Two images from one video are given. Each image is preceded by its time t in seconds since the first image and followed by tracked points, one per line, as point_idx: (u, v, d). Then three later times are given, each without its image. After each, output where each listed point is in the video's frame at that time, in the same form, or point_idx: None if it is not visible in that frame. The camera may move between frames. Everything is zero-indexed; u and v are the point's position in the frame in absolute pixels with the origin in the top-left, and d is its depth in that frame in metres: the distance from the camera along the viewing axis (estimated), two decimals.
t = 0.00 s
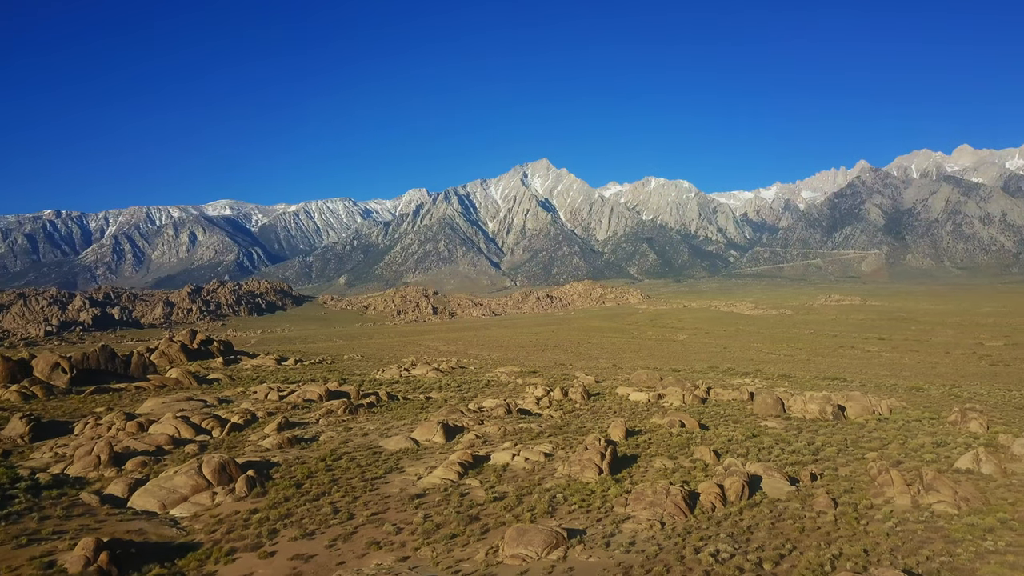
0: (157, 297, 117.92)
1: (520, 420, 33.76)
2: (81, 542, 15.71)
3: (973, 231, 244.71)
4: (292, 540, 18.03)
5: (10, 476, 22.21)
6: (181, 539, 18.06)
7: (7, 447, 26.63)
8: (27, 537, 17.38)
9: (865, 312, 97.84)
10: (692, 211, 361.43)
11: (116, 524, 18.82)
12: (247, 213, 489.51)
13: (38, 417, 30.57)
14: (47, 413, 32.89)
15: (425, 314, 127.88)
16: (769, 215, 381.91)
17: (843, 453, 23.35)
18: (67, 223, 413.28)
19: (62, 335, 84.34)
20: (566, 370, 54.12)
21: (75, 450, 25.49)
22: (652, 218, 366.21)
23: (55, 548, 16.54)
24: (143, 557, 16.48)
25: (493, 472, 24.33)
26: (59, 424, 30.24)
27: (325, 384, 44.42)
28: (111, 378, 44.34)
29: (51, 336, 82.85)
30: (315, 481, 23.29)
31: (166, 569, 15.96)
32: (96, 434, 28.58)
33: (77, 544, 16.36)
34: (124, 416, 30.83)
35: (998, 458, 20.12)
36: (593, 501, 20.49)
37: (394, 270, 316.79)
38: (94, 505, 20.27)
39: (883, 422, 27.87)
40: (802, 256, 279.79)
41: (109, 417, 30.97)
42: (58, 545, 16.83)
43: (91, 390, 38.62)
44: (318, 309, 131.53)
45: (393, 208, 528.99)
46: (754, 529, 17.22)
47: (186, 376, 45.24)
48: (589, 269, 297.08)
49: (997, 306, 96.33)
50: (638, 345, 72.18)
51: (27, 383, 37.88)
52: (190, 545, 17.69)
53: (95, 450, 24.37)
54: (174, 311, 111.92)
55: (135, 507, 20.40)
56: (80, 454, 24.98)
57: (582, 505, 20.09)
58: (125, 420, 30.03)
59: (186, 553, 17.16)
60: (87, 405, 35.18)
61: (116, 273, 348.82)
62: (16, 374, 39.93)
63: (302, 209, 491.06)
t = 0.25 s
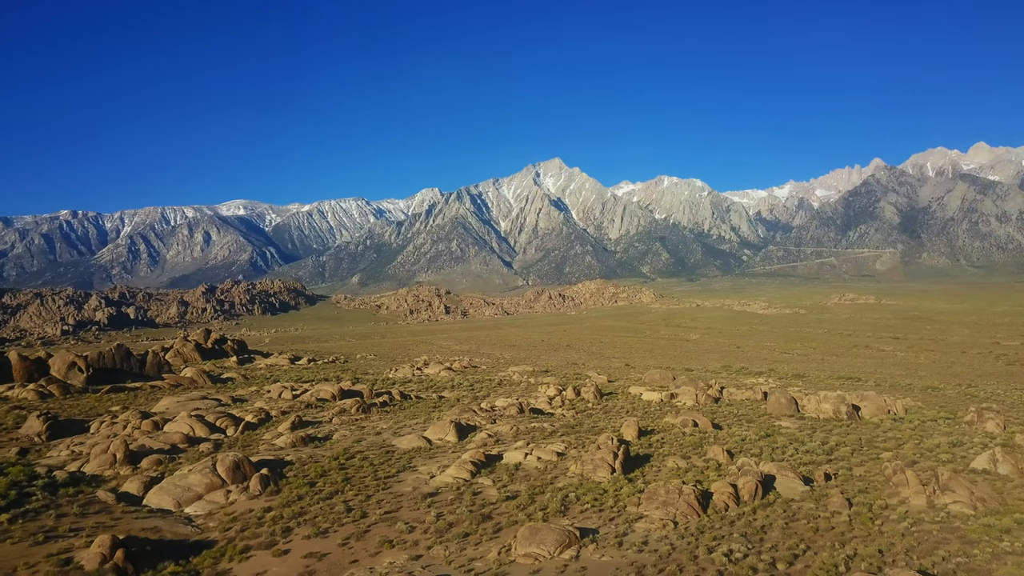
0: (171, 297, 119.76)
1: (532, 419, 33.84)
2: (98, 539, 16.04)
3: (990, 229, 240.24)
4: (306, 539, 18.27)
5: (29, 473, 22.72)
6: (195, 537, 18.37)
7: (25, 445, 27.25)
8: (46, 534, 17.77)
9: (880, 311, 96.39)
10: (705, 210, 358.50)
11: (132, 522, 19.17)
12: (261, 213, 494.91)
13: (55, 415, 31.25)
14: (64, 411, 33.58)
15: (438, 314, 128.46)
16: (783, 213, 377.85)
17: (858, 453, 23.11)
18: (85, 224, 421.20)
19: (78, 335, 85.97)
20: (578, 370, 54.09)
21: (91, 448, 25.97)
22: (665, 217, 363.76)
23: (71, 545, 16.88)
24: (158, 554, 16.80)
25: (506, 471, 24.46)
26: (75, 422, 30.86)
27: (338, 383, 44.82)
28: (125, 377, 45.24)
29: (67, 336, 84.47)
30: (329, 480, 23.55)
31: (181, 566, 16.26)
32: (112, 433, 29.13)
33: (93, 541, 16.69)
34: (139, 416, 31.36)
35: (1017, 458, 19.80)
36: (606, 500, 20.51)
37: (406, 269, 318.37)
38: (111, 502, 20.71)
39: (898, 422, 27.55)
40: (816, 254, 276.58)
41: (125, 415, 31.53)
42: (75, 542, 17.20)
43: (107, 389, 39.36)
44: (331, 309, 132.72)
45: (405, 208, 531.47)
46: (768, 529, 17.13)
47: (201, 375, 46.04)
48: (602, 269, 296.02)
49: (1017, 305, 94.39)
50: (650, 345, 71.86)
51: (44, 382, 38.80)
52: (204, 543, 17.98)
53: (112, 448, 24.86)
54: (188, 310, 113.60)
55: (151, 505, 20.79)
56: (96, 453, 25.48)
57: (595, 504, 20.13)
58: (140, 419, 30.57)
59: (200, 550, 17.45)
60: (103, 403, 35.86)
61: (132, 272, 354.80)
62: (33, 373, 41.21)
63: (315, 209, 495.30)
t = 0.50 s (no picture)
0: (186, 296, 121.51)
1: (544, 418, 33.84)
2: (114, 537, 16.39)
3: (1006, 227, 235.91)
4: (319, 537, 18.49)
5: (46, 470, 23.20)
6: (210, 535, 18.73)
7: (42, 443, 27.81)
8: (61, 531, 18.12)
9: (895, 311, 94.97)
10: (718, 209, 355.53)
11: (147, 519, 19.57)
12: (274, 213, 499.84)
13: (71, 414, 31.85)
14: (80, 410, 34.20)
15: (450, 313, 129.03)
16: (797, 212, 373.91)
17: (872, 453, 22.86)
18: (103, 225, 428.83)
19: (94, 334, 87.59)
20: (592, 369, 54.05)
21: (107, 446, 26.47)
22: (677, 216, 361.25)
23: (87, 543, 17.26)
24: (173, 551, 17.12)
25: (517, 471, 24.55)
26: (91, 421, 31.44)
27: (351, 383, 45.18)
28: (140, 376, 46.04)
29: (83, 335, 86.07)
30: (341, 478, 23.82)
31: (196, 562, 16.58)
32: (127, 431, 29.66)
33: (109, 538, 17.06)
34: (154, 414, 31.92)
35: None
36: (619, 499, 20.54)
37: (418, 269, 319.68)
38: (125, 500, 21.09)
39: (913, 422, 27.19)
40: (830, 253, 273.26)
41: (139, 414, 32.06)
42: (91, 539, 17.57)
43: (122, 387, 40.08)
44: (344, 308, 133.83)
45: (417, 207, 533.53)
46: (782, 529, 17.04)
47: (215, 374, 46.71)
48: (614, 268, 294.99)
49: None
50: (663, 344, 71.55)
51: (61, 380, 39.63)
52: (218, 541, 18.28)
53: (126, 446, 25.29)
54: (202, 310, 115.14)
55: (166, 503, 21.18)
56: (110, 450, 25.86)
57: (607, 504, 20.15)
58: (154, 418, 31.09)
59: (215, 547, 17.76)
60: (118, 402, 36.47)
61: (146, 272, 360.47)
62: (49, 372, 42.18)
63: (328, 209, 499.18)
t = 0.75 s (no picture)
0: (200, 296, 123.16)
1: (556, 418, 33.89)
2: (129, 535, 16.72)
3: None
4: (331, 535, 18.71)
5: (62, 469, 23.70)
6: (224, 533, 19.01)
7: (59, 441, 28.40)
8: (78, 528, 18.53)
9: (910, 310, 93.73)
10: (731, 208, 352.50)
11: (162, 517, 19.96)
12: (288, 213, 504.72)
13: (87, 413, 32.44)
14: (96, 409, 34.83)
15: (462, 312, 129.66)
16: (811, 211, 369.82)
17: (887, 453, 22.63)
18: (120, 226, 435.83)
19: (109, 333, 89.09)
20: (604, 368, 53.96)
21: (122, 445, 26.95)
22: (690, 214, 358.74)
23: (103, 541, 17.62)
24: (187, 549, 17.43)
25: (529, 470, 24.64)
26: (106, 420, 32.02)
27: (364, 382, 45.58)
28: (154, 374, 46.72)
29: (99, 334, 87.67)
30: (354, 477, 24.07)
31: (211, 560, 16.86)
32: (142, 429, 30.19)
33: (125, 536, 17.42)
34: (168, 413, 32.44)
35: None
36: (631, 499, 20.53)
37: (430, 268, 320.96)
38: (141, 498, 21.52)
39: (928, 422, 26.85)
40: (843, 253, 270.31)
41: (154, 413, 32.58)
42: (108, 537, 17.95)
43: (137, 386, 40.78)
44: (357, 307, 134.97)
45: (429, 207, 535.64)
46: (795, 529, 16.94)
47: (228, 373, 47.36)
48: (626, 267, 293.90)
49: None
50: (675, 343, 71.27)
51: (77, 379, 40.39)
52: (232, 539, 18.56)
53: (141, 445, 25.75)
54: (216, 310, 116.61)
55: (180, 501, 21.56)
56: (126, 449, 26.37)
57: (619, 503, 20.17)
58: (168, 416, 31.56)
59: (229, 545, 18.04)
60: (133, 401, 37.09)
61: (160, 272, 366.31)
62: (65, 370, 43.04)
63: (340, 209, 503.01)
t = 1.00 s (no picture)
0: (214, 296, 124.99)
1: (569, 417, 33.96)
2: (145, 533, 17.06)
3: None
4: (346, 534, 18.96)
5: (80, 467, 24.23)
6: (239, 531, 19.32)
7: (76, 439, 28.96)
8: (96, 526, 18.93)
9: (926, 309, 92.26)
10: (744, 206, 349.22)
11: (178, 516, 20.33)
12: (302, 213, 509.52)
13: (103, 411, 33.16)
14: (112, 407, 35.57)
15: (475, 311, 130.29)
16: (825, 210, 365.21)
17: (903, 453, 22.39)
18: (137, 226, 442.86)
19: (125, 333, 90.73)
20: (617, 368, 53.85)
21: (138, 443, 27.48)
22: (703, 213, 355.95)
23: (120, 538, 17.99)
24: (202, 547, 17.73)
25: (542, 469, 24.75)
26: (122, 419, 32.62)
27: (377, 381, 45.99)
28: (169, 373, 47.61)
29: (115, 334, 89.36)
30: (368, 476, 24.34)
31: (225, 558, 17.15)
32: (158, 428, 30.75)
33: (141, 534, 17.74)
34: (183, 412, 33.01)
35: None
36: (644, 499, 20.54)
37: (443, 268, 322.13)
38: (156, 497, 21.93)
39: (944, 423, 26.49)
40: (858, 251, 266.94)
41: (169, 412, 33.19)
42: (124, 534, 18.31)
43: (152, 386, 41.48)
44: (370, 306, 136.14)
45: (442, 207, 537.50)
46: (809, 529, 16.84)
47: (243, 372, 48.04)
48: (639, 266, 292.70)
49: None
50: (689, 342, 70.89)
51: (93, 378, 41.16)
52: (248, 537, 18.88)
53: (157, 444, 26.26)
54: (231, 309, 118.16)
55: (196, 499, 21.96)
56: (141, 447, 26.88)
57: (632, 503, 20.18)
58: (184, 416, 32.16)
59: (244, 543, 18.36)
60: (149, 400, 37.84)
61: (175, 272, 372.30)
62: (82, 369, 43.92)
63: (354, 210, 506.78)
